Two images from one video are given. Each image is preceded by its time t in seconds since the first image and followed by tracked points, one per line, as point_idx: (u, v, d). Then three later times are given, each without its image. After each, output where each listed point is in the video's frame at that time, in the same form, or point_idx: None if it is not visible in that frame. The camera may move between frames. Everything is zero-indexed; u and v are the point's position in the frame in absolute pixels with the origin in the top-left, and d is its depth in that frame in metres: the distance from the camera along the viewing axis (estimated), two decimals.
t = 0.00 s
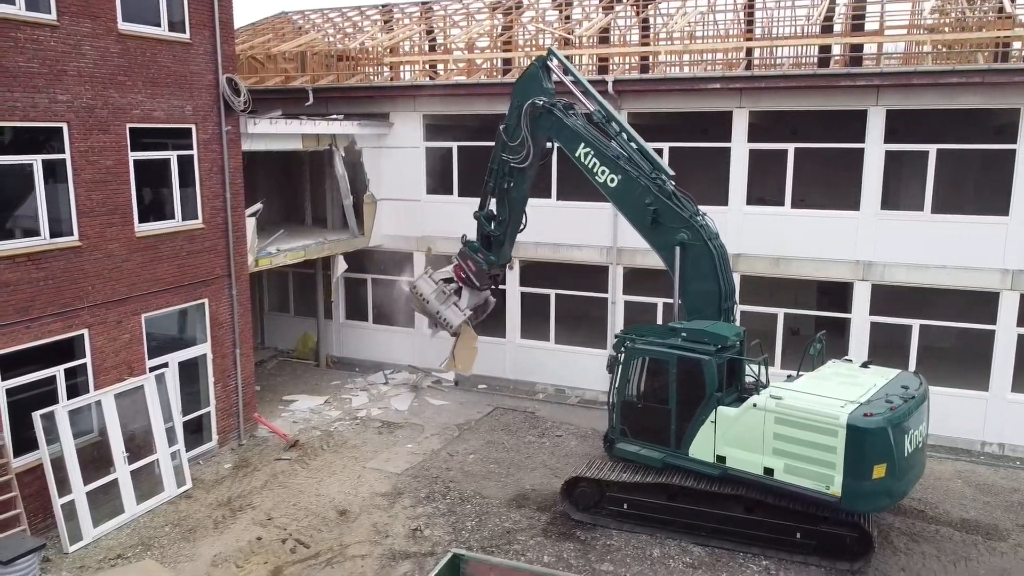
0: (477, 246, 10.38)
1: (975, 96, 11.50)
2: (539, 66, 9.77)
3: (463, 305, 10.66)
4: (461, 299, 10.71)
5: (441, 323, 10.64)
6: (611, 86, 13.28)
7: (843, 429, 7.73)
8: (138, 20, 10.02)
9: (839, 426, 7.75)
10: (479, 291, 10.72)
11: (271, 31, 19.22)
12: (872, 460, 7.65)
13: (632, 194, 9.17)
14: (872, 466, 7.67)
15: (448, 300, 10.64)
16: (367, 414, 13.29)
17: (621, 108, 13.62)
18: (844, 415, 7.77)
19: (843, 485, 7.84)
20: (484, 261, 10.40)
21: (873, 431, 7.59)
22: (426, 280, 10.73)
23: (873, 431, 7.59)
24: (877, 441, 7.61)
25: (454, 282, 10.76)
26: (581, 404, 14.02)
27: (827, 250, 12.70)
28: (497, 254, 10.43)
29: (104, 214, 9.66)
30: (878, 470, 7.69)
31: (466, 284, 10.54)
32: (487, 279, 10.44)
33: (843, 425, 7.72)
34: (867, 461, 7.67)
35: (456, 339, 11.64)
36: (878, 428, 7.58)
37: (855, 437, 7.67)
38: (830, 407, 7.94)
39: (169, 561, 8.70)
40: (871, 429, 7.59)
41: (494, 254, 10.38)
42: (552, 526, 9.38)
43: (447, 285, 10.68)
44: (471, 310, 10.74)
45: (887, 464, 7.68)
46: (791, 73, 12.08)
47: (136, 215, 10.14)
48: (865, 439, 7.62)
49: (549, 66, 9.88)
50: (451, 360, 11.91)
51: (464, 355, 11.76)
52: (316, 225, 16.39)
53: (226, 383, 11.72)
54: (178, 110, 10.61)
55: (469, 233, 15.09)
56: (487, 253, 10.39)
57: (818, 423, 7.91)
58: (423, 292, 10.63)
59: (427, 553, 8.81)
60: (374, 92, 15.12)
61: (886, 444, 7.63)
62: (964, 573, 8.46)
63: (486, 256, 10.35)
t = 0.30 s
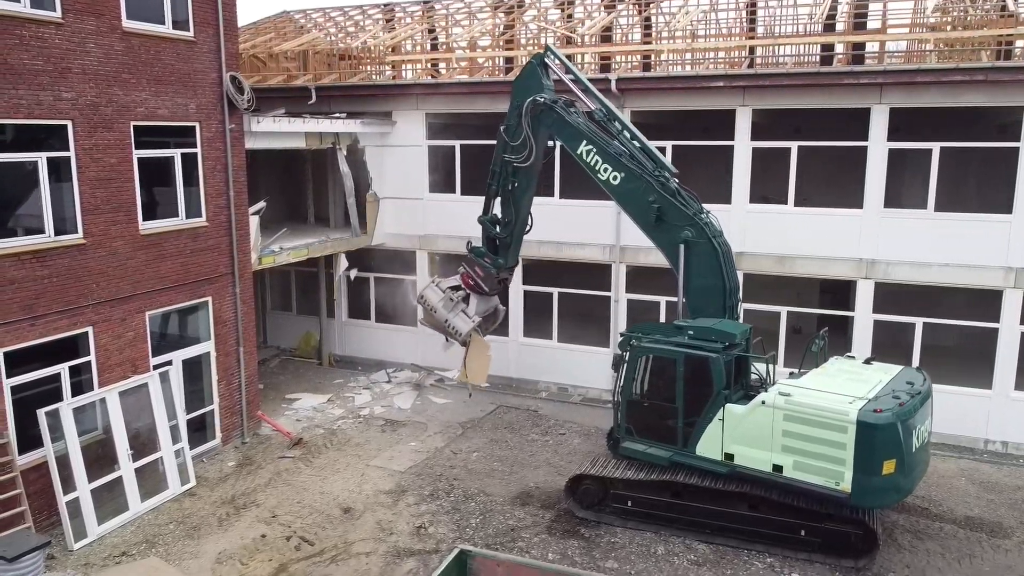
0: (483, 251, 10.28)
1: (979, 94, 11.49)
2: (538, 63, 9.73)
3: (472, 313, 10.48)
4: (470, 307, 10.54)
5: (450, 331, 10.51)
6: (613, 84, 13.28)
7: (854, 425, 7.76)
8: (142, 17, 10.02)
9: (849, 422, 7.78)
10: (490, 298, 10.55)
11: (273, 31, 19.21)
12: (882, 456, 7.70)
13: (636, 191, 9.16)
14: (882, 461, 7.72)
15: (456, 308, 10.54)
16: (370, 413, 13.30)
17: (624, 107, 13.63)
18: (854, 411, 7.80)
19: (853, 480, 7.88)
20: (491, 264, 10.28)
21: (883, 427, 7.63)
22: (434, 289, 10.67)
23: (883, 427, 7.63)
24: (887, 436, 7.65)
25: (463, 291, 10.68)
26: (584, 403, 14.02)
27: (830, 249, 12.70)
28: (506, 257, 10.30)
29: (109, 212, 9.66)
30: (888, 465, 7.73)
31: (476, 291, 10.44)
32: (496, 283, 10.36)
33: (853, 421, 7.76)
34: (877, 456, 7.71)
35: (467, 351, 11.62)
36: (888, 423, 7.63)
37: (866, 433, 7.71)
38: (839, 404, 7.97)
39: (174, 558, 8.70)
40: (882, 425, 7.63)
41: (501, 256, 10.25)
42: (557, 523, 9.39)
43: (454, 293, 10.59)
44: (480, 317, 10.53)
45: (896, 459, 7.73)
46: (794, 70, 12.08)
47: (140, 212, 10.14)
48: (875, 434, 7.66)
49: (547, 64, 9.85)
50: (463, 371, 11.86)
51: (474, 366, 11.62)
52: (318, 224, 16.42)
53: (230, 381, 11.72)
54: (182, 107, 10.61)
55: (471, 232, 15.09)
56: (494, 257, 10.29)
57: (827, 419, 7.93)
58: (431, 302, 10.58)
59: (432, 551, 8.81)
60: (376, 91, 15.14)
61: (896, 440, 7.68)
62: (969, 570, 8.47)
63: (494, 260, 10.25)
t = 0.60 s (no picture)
0: (484, 252, 10.25)
1: (981, 93, 11.49)
2: (538, 58, 9.71)
3: (473, 314, 10.45)
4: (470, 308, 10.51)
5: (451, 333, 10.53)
6: (615, 82, 13.27)
7: (865, 421, 7.82)
8: (145, 15, 10.01)
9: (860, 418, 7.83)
10: (491, 300, 10.53)
11: (275, 30, 19.20)
12: (893, 452, 7.78)
13: (639, 188, 9.14)
14: (892, 457, 7.80)
15: (457, 309, 10.54)
16: (372, 411, 13.29)
17: (626, 105, 13.61)
18: (865, 407, 7.86)
19: (863, 477, 7.93)
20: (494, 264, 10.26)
21: (894, 423, 7.71)
22: (434, 292, 10.77)
23: (894, 423, 7.71)
24: (897, 432, 7.74)
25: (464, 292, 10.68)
26: (586, 402, 14.03)
27: (832, 247, 12.69)
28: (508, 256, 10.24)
29: (111, 210, 9.66)
30: (898, 461, 7.82)
31: (479, 294, 10.39)
32: (499, 283, 10.30)
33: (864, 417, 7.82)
34: (888, 452, 7.79)
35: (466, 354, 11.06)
36: (899, 419, 7.72)
37: (877, 429, 7.78)
38: (849, 400, 8.02)
39: (177, 556, 8.69)
40: (892, 421, 7.71)
41: (503, 256, 10.20)
42: (559, 521, 9.38)
43: (455, 294, 10.61)
44: (480, 319, 10.49)
45: (906, 455, 7.82)
46: (796, 69, 12.08)
47: (142, 210, 10.15)
48: (886, 431, 7.74)
49: (547, 58, 9.83)
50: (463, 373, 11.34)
51: (478, 370, 11.09)
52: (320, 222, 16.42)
53: (232, 379, 11.72)
54: (185, 105, 10.61)
55: (473, 230, 15.09)
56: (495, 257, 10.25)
57: (838, 416, 7.97)
58: (432, 304, 10.66)
59: (434, 549, 8.80)
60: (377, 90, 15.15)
61: (906, 436, 7.76)
62: (973, 567, 8.47)
63: (496, 260, 10.22)
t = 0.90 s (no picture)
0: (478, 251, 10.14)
1: (981, 91, 11.49)
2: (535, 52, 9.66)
3: (465, 314, 10.22)
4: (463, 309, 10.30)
5: (443, 333, 10.30)
6: (616, 81, 13.25)
7: (876, 418, 7.87)
8: (145, 13, 10.01)
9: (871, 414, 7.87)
10: (485, 300, 10.25)
11: (275, 28, 19.19)
12: (904, 447, 7.84)
13: (641, 185, 9.11)
14: (903, 452, 7.87)
15: (450, 309, 10.35)
16: (372, 410, 13.29)
17: (627, 103, 13.60)
18: (875, 404, 7.90)
19: (875, 472, 7.98)
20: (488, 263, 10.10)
21: (905, 418, 7.77)
22: (428, 293, 10.65)
23: (905, 418, 7.77)
24: (908, 427, 7.80)
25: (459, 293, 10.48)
26: (586, 401, 14.03)
27: (833, 245, 12.69)
28: (502, 255, 10.14)
29: (111, 208, 9.65)
30: (909, 456, 7.88)
31: (472, 293, 10.15)
32: (495, 283, 10.07)
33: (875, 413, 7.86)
34: (899, 448, 7.85)
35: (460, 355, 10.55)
36: (909, 415, 7.79)
37: (888, 425, 7.83)
38: (858, 397, 8.06)
39: (177, 554, 8.68)
40: (903, 417, 7.77)
41: (498, 254, 10.09)
42: (559, 520, 9.37)
43: (448, 294, 10.43)
44: (473, 319, 10.25)
45: (916, 449, 7.89)
46: (797, 67, 12.07)
47: (143, 208, 10.13)
48: (898, 426, 7.79)
49: (543, 53, 9.78)
50: (456, 376, 10.83)
51: (471, 371, 10.58)
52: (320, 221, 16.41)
53: (232, 378, 11.71)
54: (185, 104, 10.60)
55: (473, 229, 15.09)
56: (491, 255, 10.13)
57: (849, 413, 8.00)
58: (425, 305, 10.54)
59: (435, 547, 8.79)
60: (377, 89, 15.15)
61: (916, 431, 7.83)
62: (974, 566, 8.46)
63: (491, 258, 10.06)
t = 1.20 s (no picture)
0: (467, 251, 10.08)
1: (982, 89, 11.46)
2: (527, 46, 9.51)
3: (453, 315, 10.00)
4: (451, 310, 10.05)
5: (431, 337, 10.02)
6: (616, 79, 13.23)
7: (888, 411, 8.03)
8: (144, 10, 9.99)
9: (884, 408, 8.03)
10: (474, 301, 10.07)
11: (275, 27, 19.17)
12: (915, 439, 8.03)
13: (641, 183, 9.09)
14: (914, 444, 8.05)
15: (437, 311, 10.07)
16: (372, 409, 13.27)
17: (627, 102, 13.58)
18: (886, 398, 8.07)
19: (887, 466, 8.12)
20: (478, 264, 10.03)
21: (917, 411, 7.97)
22: (414, 294, 10.34)
23: (917, 411, 7.97)
24: (920, 419, 8.01)
25: (446, 294, 10.19)
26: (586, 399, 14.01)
27: (833, 244, 12.67)
28: (493, 254, 10.05)
29: (110, 206, 9.63)
30: (919, 448, 8.08)
31: (461, 295, 9.99)
32: (486, 283, 9.92)
33: (887, 407, 8.03)
34: (911, 440, 8.03)
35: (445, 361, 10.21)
36: (921, 407, 7.99)
37: (901, 418, 8.01)
38: (869, 392, 8.21)
39: (175, 553, 8.65)
40: (916, 410, 7.97)
41: (488, 254, 10.03)
42: (559, 518, 9.35)
43: (435, 295, 10.14)
44: (462, 321, 10.02)
45: (925, 441, 8.11)
46: (798, 65, 12.05)
47: (142, 206, 10.11)
48: (911, 419, 7.98)
49: (534, 46, 9.62)
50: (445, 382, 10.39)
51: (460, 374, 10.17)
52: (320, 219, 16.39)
53: (231, 376, 11.69)
54: (184, 101, 10.58)
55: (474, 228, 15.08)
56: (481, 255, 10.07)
57: (862, 408, 8.13)
58: (411, 307, 10.20)
59: (434, 546, 8.77)
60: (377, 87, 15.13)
61: (926, 422, 8.05)
62: (975, 563, 8.45)
63: (481, 259, 10.00)
